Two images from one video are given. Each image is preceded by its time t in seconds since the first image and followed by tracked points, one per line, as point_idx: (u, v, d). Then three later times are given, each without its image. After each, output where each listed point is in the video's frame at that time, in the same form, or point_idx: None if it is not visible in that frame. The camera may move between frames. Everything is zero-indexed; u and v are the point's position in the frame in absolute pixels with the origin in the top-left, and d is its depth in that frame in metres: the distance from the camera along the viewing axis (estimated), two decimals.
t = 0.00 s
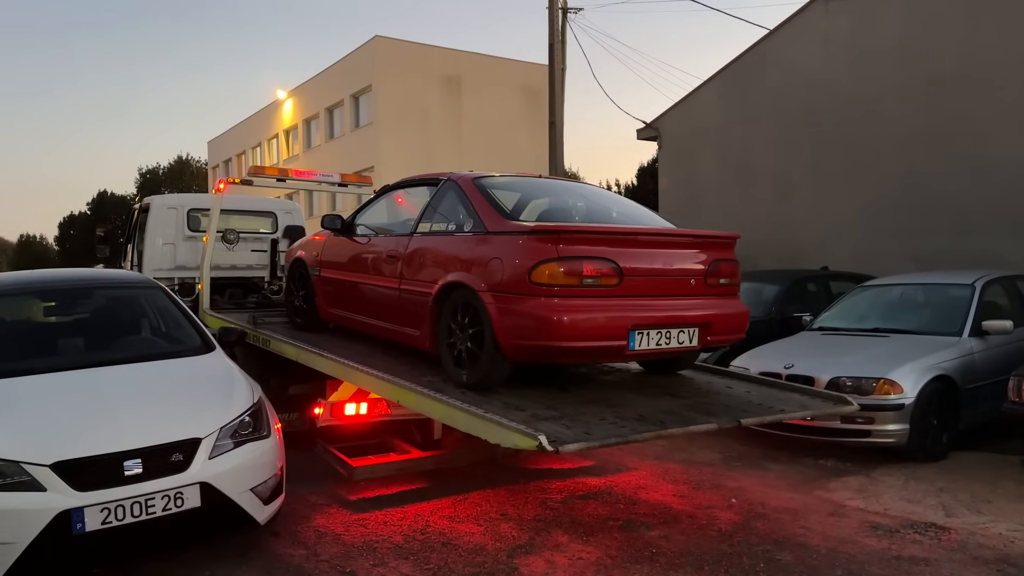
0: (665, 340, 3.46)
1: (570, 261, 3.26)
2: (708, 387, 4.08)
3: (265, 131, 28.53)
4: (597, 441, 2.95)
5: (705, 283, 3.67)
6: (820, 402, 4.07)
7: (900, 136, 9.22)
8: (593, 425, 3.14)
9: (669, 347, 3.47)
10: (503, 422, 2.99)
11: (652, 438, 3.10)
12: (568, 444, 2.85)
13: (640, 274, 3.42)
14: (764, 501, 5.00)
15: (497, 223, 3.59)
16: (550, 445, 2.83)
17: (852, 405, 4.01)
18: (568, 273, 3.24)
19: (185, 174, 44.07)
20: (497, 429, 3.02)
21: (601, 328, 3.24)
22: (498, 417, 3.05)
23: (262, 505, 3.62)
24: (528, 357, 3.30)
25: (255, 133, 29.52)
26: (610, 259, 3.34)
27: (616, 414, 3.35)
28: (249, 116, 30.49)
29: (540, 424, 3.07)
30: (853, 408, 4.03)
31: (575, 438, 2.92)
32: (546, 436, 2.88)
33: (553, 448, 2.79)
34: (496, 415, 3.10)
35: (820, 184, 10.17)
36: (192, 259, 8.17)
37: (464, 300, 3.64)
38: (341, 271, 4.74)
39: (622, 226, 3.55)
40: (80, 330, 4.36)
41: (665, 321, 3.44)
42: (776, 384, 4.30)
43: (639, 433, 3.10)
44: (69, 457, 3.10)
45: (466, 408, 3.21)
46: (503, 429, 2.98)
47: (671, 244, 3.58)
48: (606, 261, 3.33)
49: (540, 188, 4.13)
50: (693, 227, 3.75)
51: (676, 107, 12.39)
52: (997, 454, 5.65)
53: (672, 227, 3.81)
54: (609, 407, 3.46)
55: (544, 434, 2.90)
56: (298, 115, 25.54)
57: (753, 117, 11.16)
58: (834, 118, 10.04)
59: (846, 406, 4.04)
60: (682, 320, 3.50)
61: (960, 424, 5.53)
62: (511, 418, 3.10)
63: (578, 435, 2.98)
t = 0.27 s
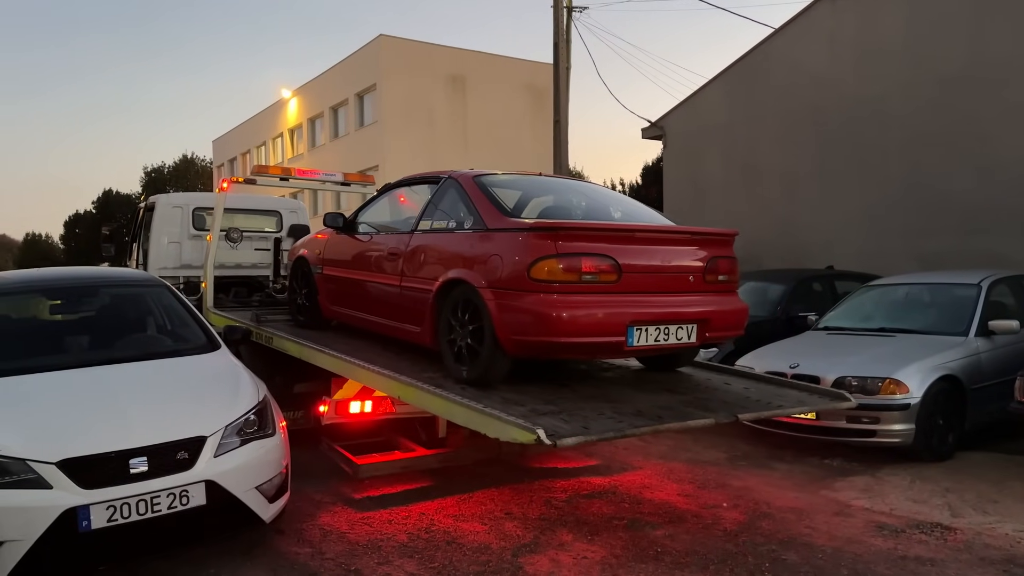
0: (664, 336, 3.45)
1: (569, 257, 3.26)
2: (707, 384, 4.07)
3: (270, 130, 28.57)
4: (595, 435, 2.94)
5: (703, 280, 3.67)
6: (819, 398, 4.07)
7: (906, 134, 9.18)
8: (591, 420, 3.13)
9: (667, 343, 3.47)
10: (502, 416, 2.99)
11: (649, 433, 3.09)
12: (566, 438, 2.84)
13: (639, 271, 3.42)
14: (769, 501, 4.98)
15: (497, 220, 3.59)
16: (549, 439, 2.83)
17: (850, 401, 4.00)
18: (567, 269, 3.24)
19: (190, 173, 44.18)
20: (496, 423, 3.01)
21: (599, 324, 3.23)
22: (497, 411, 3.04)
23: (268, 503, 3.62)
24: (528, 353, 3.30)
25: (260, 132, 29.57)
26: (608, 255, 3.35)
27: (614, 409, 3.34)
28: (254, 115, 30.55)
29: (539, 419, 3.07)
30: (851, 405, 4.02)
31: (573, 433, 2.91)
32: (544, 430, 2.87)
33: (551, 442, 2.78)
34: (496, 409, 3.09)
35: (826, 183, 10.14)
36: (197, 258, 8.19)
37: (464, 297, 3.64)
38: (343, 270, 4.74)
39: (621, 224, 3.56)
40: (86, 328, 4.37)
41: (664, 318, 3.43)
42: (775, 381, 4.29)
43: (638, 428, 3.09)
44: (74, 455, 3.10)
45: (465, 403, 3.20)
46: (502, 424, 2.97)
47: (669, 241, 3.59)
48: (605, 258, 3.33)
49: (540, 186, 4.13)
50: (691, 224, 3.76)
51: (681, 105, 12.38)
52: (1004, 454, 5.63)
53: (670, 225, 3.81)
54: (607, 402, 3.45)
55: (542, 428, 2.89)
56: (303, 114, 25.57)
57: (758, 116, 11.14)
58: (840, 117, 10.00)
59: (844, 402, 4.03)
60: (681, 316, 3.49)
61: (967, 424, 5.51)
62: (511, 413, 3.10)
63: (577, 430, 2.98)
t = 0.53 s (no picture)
0: (662, 334, 3.45)
1: (568, 255, 3.26)
2: (706, 381, 4.07)
3: (274, 130, 28.61)
4: (593, 431, 2.94)
5: (702, 279, 3.67)
6: (817, 396, 4.06)
7: (912, 133, 9.15)
8: (589, 417, 3.13)
9: (666, 340, 3.46)
10: (501, 413, 2.99)
11: (647, 430, 3.09)
12: (564, 434, 2.85)
13: (638, 269, 3.41)
14: (774, 501, 4.97)
15: (497, 219, 3.59)
16: (546, 435, 2.83)
17: (847, 399, 4.00)
18: (566, 267, 3.24)
19: (195, 173, 44.29)
20: (495, 419, 3.02)
21: (598, 322, 3.23)
22: (496, 408, 3.05)
23: (273, 502, 3.63)
24: (527, 351, 3.30)
25: (265, 132, 29.66)
26: (607, 253, 3.34)
27: (613, 406, 3.34)
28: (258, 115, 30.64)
29: (538, 416, 3.07)
30: (848, 403, 4.02)
31: (571, 429, 2.91)
32: (542, 427, 2.87)
33: (549, 438, 2.79)
34: (495, 406, 3.09)
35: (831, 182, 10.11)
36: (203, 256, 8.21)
37: (464, 295, 3.64)
38: (345, 268, 4.75)
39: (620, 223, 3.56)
40: (92, 327, 4.38)
41: (663, 315, 3.43)
42: (773, 378, 4.28)
43: (635, 425, 3.09)
44: (80, 453, 3.11)
45: (465, 400, 3.21)
46: (501, 420, 2.98)
47: (668, 240, 3.58)
48: (604, 256, 3.33)
49: (541, 185, 4.13)
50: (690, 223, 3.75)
51: (685, 105, 12.38)
52: (1010, 455, 5.60)
53: (668, 224, 3.81)
54: (606, 399, 3.45)
55: (540, 425, 2.89)
56: (308, 114, 25.61)
57: (764, 115, 11.12)
58: (845, 116, 9.98)
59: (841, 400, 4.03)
60: (679, 315, 3.49)
61: (973, 424, 5.49)
62: (509, 410, 3.10)
63: (575, 426, 2.98)
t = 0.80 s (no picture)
0: (660, 333, 3.45)
1: (567, 254, 3.26)
2: (705, 380, 4.06)
3: (279, 130, 28.65)
4: (590, 428, 2.94)
5: (700, 278, 3.66)
6: (816, 395, 4.05)
7: (918, 133, 9.12)
8: (587, 414, 3.13)
9: (664, 339, 3.46)
10: (499, 410, 2.99)
11: (645, 427, 3.09)
12: (561, 431, 2.84)
13: (636, 268, 3.41)
14: (779, 502, 4.96)
15: (496, 219, 3.59)
16: (544, 432, 2.83)
17: (845, 397, 3.99)
18: (564, 266, 3.24)
19: (200, 173, 44.37)
20: (493, 416, 3.02)
21: (596, 321, 3.23)
22: (495, 405, 3.05)
23: (277, 502, 3.63)
24: (525, 349, 3.30)
25: (270, 132, 29.71)
26: (605, 252, 3.34)
27: (611, 404, 3.34)
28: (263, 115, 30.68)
29: (536, 413, 3.07)
30: (847, 401, 4.01)
31: (569, 426, 2.91)
32: (540, 423, 2.87)
33: (546, 435, 2.78)
34: (494, 404, 3.09)
35: (836, 182, 10.09)
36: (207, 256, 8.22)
37: (464, 294, 3.64)
38: (346, 267, 4.75)
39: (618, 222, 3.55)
40: (97, 327, 4.39)
41: (661, 314, 3.43)
42: (772, 377, 4.27)
43: (632, 422, 3.09)
44: (85, 453, 3.11)
45: (464, 397, 3.21)
46: (499, 417, 2.98)
47: (667, 239, 3.57)
48: (602, 255, 3.33)
49: (541, 185, 4.13)
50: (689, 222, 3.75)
51: (691, 104, 12.37)
52: (1016, 456, 5.58)
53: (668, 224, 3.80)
54: (604, 397, 3.44)
55: (538, 422, 2.89)
56: (312, 114, 25.64)
57: (768, 115, 11.11)
58: (850, 116, 9.95)
59: (840, 399, 4.02)
60: (677, 313, 3.49)
61: (978, 425, 5.47)
62: (509, 407, 3.10)
63: (573, 423, 2.98)
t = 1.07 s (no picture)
0: (659, 332, 3.44)
1: (566, 254, 3.26)
2: (705, 379, 4.05)
3: (285, 130, 28.70)
4: (589, 426, 2.94)
5: (700, 277, 3.65)
6: (816, 394, 4.04)
7: (924, 134, 9.09)
8: (586, 412, 3.12)
9: (663, 338, 3.45)
10: (499, 408, 2.99)
11: (643, 425, 3.09)
12: (560, 428, 2.84)
13: (635, 268, 3.41)
14: (785, 503, 4.94)
15: (496, 219, 3.59)
16: (543, 430, 2.83)
17: (844, 396, 3.98)
18: (563, 266, 3.24)
19: (206, 173, 44.50)
20: (493, 414, 3.02)
21: (595, 320, 3.23)
22: (495, 403, 3.05)
23: (283, 502, 3.63)
24: (525, 347, 3.30)
25: (275, 132, 29.77)
26: (605, 252, 3.34)
27: (610, 402, 3.33)
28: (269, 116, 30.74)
29: (536, 411, 3.06)
30: (846, 400, 4.00)
31: (568, 424, 2.91)
32: (539, 421, 2.87)
33: (545, 433, 2.78)
34: (494, 402, 3.09)
35: (842, 183, 10.06)
36: (213, 257, 8.24)
37: (465, 293, 3.64)
38: (349, 268, 4.76)
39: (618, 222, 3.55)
40: (104, 327, 4.40)
41: (660, 313, 3.42)
42: (771, 376, 4.26)
43: (630, 420, 3.09)
44: (91, 454, 3.11)
45: (464, 396, 3.21)
46: (499, 415, 2.98)
47: (666, 239, 3.57)
48: (601, 254, 3.32)
49: (542, 185, 4.13)
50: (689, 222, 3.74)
51: (697, 105, 12.36)
52: None
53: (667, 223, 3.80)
54: (602, 395, 3.44)
55: (538, 420, 2.89)
56: (318, 114, 25.69)
57: (775, 115, 11.08)
58: (856, 117, 9.92)
59: (838, 397, 4.01)
60: (677, 312, 3.48)
61: (985, 426, 5.44)
62: (509, 405, 3.10)
63: (572, 421, 2.98)
